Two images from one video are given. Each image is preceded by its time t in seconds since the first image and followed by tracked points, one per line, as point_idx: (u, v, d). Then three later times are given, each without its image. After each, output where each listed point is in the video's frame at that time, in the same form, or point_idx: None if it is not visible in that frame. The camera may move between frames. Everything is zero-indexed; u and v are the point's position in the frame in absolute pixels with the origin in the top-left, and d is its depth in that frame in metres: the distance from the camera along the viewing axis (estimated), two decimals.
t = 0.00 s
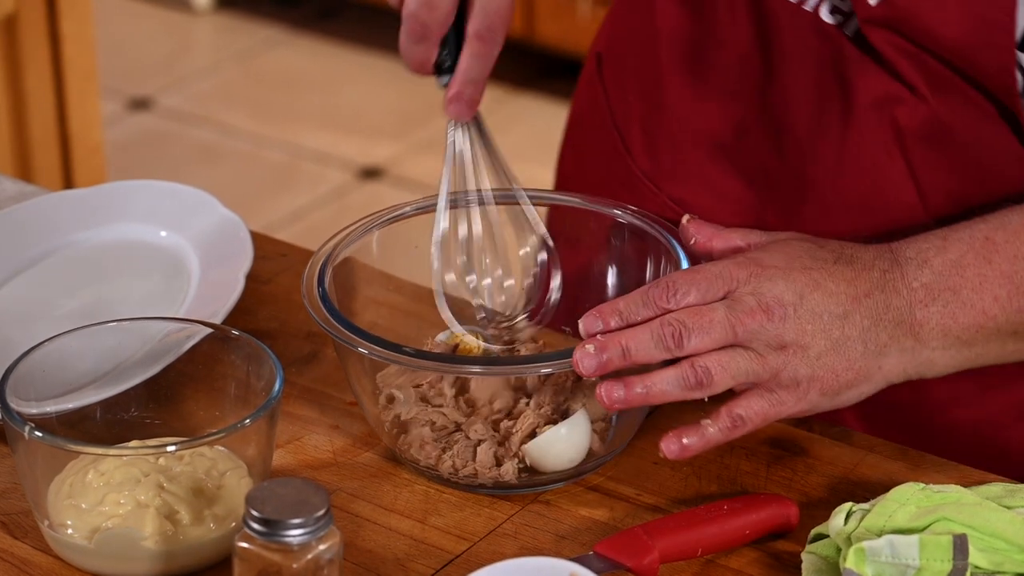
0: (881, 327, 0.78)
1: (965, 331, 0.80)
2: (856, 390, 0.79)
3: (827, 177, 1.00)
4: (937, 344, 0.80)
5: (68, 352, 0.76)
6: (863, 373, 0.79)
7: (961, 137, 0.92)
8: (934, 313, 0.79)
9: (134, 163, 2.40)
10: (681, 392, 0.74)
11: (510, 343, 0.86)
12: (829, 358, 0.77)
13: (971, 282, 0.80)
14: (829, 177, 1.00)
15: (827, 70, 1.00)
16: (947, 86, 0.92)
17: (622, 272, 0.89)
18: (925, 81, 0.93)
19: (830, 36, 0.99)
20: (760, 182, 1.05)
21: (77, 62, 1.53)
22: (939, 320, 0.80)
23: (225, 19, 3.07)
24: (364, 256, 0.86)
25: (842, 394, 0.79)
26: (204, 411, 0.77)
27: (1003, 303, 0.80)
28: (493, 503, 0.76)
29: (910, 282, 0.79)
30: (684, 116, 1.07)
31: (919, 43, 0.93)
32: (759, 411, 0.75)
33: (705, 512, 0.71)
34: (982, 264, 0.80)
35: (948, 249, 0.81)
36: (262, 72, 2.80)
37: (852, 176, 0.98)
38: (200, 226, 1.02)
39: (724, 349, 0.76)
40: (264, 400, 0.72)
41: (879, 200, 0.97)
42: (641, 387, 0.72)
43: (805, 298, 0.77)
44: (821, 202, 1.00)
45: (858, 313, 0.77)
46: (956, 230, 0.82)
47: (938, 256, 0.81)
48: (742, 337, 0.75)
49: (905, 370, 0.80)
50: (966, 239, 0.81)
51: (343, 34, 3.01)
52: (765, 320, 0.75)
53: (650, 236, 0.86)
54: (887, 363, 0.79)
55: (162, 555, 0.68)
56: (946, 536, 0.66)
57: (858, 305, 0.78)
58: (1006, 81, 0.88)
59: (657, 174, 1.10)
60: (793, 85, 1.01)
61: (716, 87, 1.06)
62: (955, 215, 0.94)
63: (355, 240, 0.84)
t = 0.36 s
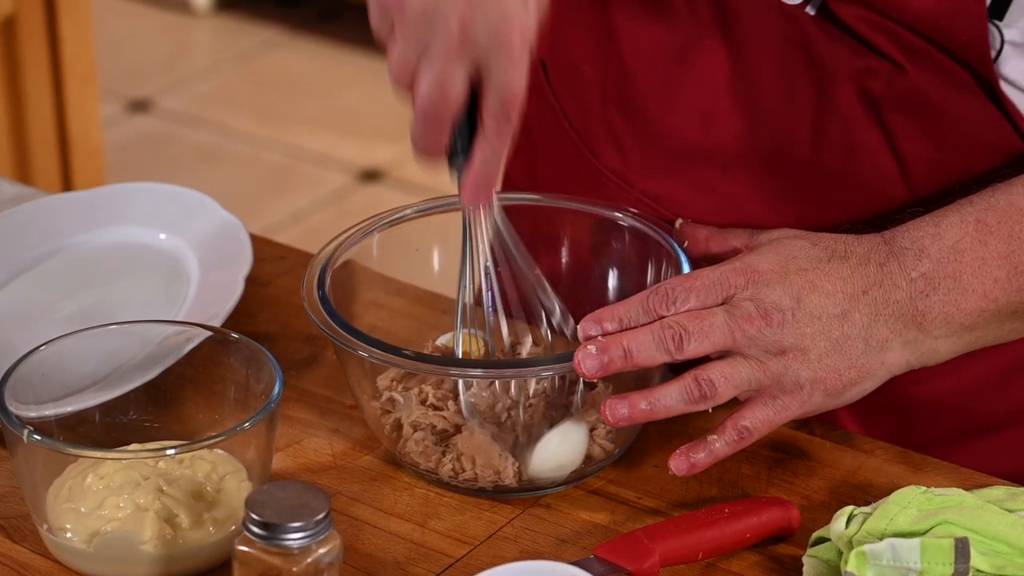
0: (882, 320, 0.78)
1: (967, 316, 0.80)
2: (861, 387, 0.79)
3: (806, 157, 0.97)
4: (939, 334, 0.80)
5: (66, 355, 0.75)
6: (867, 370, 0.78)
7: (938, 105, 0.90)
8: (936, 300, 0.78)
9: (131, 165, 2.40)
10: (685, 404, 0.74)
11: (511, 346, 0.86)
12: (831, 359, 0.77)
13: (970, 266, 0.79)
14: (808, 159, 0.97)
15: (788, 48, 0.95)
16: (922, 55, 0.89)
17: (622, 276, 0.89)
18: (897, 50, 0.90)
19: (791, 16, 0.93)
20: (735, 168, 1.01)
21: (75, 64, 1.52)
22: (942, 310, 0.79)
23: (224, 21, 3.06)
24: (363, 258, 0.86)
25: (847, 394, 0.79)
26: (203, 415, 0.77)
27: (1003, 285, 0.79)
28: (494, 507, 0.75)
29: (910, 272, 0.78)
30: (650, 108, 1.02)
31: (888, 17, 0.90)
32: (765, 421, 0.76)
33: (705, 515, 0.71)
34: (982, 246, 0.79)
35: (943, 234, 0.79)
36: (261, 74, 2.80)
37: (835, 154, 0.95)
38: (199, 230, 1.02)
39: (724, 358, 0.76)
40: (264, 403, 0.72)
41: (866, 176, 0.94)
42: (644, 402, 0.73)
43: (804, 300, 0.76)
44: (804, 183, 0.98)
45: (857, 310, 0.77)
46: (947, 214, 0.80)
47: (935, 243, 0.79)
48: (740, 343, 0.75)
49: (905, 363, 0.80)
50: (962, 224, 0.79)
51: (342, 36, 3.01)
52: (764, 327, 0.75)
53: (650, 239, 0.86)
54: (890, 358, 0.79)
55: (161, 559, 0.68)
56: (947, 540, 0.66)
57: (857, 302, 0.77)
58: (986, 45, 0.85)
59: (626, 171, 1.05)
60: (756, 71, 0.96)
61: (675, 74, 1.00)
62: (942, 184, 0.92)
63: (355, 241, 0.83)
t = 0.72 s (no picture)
0: (885, 331, 0.77)
1: (968, 334, 0.80)
2: (862, 398, 0.79)
3: (797, 178, 0.96)
4: (941, 351, 0.80)
5: (64, 356, 0.75)
6: (868, 382, 0.78)
7: (935, 131, 0.89)
8: (941, 315, 0.78)
9: (129, 165, 2.39)
10: (686, 413, 0.74)
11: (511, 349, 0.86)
12: (833, 369, 0.76)
13: (975, 284, 0.79)
14: (796, 177, 0.96)
15: (783, 68, 0.94)
16: (921, 80, 0.89)
17: (623, 278, 0.88)
18: (895, 76, 0.89)
19: (788, 34, 0.93)
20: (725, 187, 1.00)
21: (72, 65, 1.52)
22: (946, 324, 0.78)
23: (222, 21, 3.06)
24: (363, 259, 0.86)
25: (847, 404, 0.78)
26: (202, 416, 0.77)
27: (1007, 306, 0.79)
28: (494, 509, 0.75)
29: (914, 286, 0.78)
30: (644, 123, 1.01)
31: (889, 40, 0.89)
32: (765, 430, 0.76)
33: (705, 517, 0.71)
34: (988, 263, 0.79)
35: (949, 250, 0.79)
36: (259, 75, 2.79)
37: (827, 177, 0.94)
38: (197, 230, 1.01)
39: (726, 367, 0.75)
40: (262, 406, 0.72)
41: (857, 199, 0.94)
42: (645, 411, 0.73)
43: (807, 310, 0.76)
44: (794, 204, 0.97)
45: (859, 322, 0.77)
46: (955, 230, 0.80)
47: (941, 258, 0.79)
48: (742, 351, 0.75)
49: (907, 376, 0.80)
50: (969, 239, 0.79)
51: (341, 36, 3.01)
52: (767, 336, 0.75)
53: (651, 241, 0.85)
54: (891, 370, 0.79)
55: (159, 561, 0.68)
56: (948, 543, 0.66)
57: (859, 312, 0.77)
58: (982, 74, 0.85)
59: (617, 182, 1.04)
60: (750, 89, 0.95)
61: (670, 89, 1.00)
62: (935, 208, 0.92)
63: (354, 244, 0.83)
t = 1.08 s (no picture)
0: (886, 336, 0.77)
1: (970, 338, 0.79)
2: (862, 402, 0.79)
3: (799, 186, 0.96)
4: (943, 353, 0.80)
5: (61, 359, 0.75)
6: (868, 387, 0.78)
7: (939, 138, 0.89)
8: (942, 319, 0.78)
9: (127, 168, 2.39)
10: (684, 417, 0.73)
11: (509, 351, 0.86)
12: (833, 373, 0.76)
13: (978, 288, 0.79)
14: (795, 181, 0.96)
15: (787, 74, 0.94)
16: (925, 89, 0.88)
17: (623, 280, 0.88)
18: (897, 84, 0.89)
19: (794, 43, 0.93)
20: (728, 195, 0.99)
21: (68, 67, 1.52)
22: (947, 329, 0.78)
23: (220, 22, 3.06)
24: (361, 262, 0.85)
25: (847, 409, 0.78)
26: (200, 419, 0.77)
27: (1009, 309, 0.79)
28: (493, 512, 0.75)
29: (916, 290, 0.78)
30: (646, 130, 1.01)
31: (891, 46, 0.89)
32: (764, 434, 0.75)
33: (705, 520, 0.70)
34: (990, 268, 0.78)
35: (952, 254, 0.79)
36: (257, 76, 2.79)
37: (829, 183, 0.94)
38: (195, 232, 1.01)
39: (726, 371, 0.75)
40: (261, 408, 0.72)
41: (860, 207, 0.93)
42: (644, 414, 0.72)
43: (807, 314, 0.76)
44: (797, 212, 0.96)
45: (860, 327, 0.77)
46: (958, 235, 0.80)
47: (943, 262, 0.79)
48: (742, 354, 0.75)
49: (907, 379, 0.79)
50: (971, 245, 0.79)
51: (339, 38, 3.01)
52: (766, 341, 0.75)
53: (650, 242, 0.85)
54: (891, 375, 0.78)
55: (157, 564, 0.68)
56: (949, 545, 0.65)
57: (860, 317, 0.77)
58: (990, 84, 0.84)
59: (617, 184, 1.04)
60: (754, 95, 0.95)
61: (674, 96, 1.00)
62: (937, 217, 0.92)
63: (351, 246, 0.83)
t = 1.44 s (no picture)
0: (886, 342, 0.77)
1: (971, 346, 0.79)
2: (862, 407, 0.78)
3: (801, 190, 0.96)
4: (943, 362, 0.79)
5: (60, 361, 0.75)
6: (868, 391, 0.78)
7: (941, 140, 0.89)
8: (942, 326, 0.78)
9: (126, 168, 2.39)
10: (683, 421, 0.73)
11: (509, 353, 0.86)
12: (833, 377, 0.76)
13: (979, 296, 0.78)
14: (796, 184, 0.96)
15: (792, 78, 0.94)
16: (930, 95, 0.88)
17: (623, 281, 0.88)
18: (901, 88, 0.89)
19: (802, 48, 0.93)
20: (731, 198, 0.99)
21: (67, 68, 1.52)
22: (948, 336, 0.78)
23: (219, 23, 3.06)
24: (361, 264, 0.85)
25: (847, 414, 0.78)
26: (199, 421, 0.77)
27: (1010, 318, 0.78)
28: (493, 514, 0.75)
29: (917, 295, 0.77)
30: (649, 133, 1.01)
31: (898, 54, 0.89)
32: (764, 438, 0.75)
33: (705, 522, 0.70)
34: (991, 275, 0.78)
35: (954, 261, 0.79)
36: (257, 77, 2.79)
37: (831, 186, 0.94)
38: (194, 234, 1.01)
39: (726, 375, 0.75)
40: (260, 410, 0.71)
41: (862, 211, 0.93)
42: (643, 418, 0.72)
43: (808, 320, 0.76)
44: (800, 216, 0.96)
45: (861, 332, 0.77)
46: (960, 240, 0.79)
47: (945, 269, 0.78)
48: (743, 357, 0.75)
49: (907, 385, 0.79)
50: (973, 251, 0.79)
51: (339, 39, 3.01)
52: (767, 344, 0.75)
53: (651, 243, 0.85)
54: (891, 380, 0.78)
55: (155, 566, 0.67)
56: (950, 547, 0.65)
57: (861, 322, 0.76)
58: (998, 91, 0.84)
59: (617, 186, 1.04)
60: (761, 100, 0.95)
61: (677, 100, 0.99)
62: (939, 224, 0.91)
63: (350, 248, 0.83)
